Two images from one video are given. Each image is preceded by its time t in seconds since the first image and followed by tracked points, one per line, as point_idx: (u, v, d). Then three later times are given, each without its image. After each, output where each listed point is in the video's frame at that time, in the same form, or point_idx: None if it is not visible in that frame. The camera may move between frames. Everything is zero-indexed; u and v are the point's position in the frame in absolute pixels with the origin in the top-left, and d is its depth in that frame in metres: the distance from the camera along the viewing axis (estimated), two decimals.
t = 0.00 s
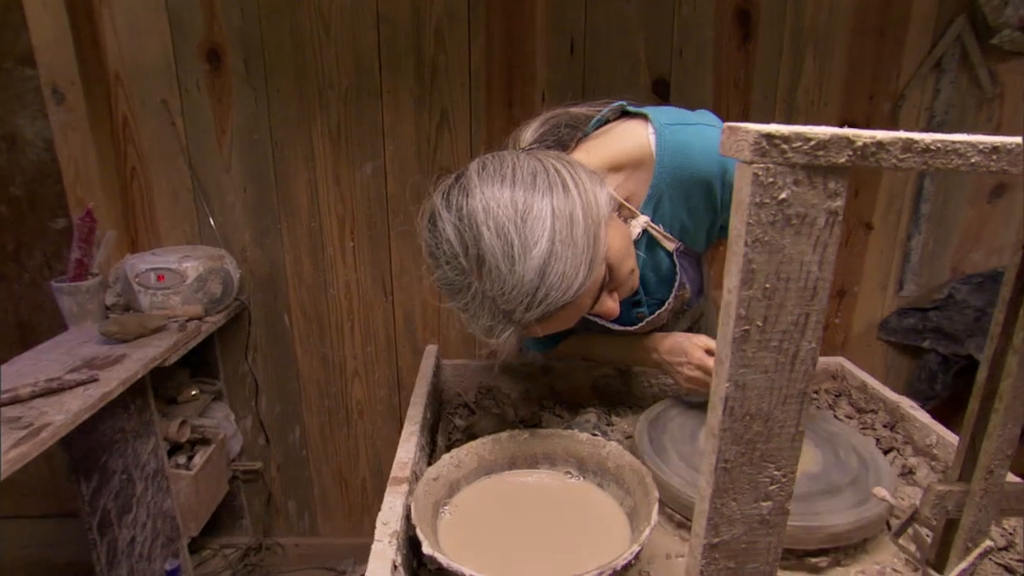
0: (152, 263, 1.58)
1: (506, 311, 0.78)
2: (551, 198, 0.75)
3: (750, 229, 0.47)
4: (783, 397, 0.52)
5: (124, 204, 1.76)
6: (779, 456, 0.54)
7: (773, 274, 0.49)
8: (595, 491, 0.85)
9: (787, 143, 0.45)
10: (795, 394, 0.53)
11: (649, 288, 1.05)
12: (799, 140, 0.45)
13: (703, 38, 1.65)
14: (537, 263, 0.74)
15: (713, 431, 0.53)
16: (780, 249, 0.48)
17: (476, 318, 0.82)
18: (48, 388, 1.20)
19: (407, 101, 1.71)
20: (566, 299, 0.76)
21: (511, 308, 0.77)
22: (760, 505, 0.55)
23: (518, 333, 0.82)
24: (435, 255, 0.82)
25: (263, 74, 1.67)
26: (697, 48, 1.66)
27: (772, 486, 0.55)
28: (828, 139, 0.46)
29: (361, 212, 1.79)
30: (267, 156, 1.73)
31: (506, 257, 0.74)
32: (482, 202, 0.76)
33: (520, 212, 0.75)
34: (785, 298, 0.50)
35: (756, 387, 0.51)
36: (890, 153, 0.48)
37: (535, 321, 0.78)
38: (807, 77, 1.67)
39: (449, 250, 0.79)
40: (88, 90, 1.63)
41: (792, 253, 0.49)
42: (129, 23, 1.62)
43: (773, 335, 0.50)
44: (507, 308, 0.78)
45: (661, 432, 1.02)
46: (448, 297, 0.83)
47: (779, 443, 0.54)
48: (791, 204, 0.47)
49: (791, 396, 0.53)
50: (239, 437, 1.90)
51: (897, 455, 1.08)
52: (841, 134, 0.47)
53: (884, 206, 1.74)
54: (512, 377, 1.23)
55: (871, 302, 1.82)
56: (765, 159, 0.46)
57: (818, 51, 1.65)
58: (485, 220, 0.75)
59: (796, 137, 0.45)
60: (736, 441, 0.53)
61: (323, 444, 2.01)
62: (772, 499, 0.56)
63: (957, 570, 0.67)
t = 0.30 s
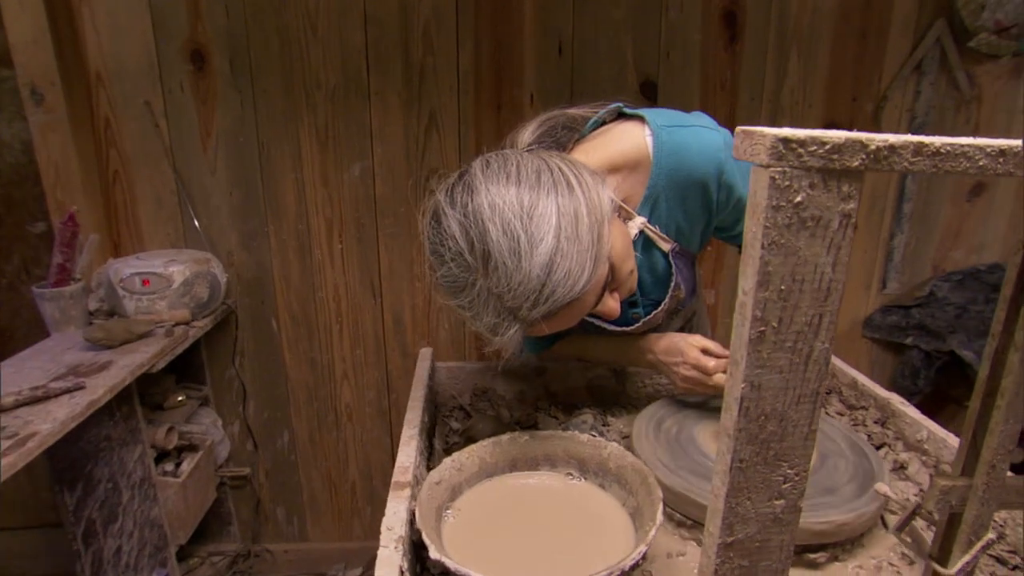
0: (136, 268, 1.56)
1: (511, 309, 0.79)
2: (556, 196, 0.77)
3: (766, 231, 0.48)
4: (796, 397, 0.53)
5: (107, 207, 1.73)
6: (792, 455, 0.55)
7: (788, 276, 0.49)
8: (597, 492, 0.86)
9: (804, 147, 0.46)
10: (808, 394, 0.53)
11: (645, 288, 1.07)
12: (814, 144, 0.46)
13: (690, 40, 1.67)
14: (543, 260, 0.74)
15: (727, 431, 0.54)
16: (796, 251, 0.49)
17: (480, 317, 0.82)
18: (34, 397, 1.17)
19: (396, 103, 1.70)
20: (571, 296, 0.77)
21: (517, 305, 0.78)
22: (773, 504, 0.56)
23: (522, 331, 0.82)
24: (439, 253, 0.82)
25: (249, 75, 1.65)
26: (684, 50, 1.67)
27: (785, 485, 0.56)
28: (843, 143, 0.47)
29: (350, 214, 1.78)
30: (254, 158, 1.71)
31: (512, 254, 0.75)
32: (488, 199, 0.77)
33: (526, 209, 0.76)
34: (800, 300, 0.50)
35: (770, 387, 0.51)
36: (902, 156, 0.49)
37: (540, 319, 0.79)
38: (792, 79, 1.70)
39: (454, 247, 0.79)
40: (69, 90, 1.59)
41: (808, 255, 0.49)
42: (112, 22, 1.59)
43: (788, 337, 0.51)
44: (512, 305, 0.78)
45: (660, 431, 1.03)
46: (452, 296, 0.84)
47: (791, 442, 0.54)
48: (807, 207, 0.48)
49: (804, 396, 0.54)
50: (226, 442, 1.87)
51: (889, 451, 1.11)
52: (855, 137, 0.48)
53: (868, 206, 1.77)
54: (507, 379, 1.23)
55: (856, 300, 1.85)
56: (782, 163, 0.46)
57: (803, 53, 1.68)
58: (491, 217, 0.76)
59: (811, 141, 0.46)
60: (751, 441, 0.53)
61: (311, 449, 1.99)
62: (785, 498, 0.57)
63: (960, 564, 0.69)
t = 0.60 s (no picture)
0: (120, 272, 1.53)
1: (505, 312, 0.79)
2: (549, 200, 0.77)
3: (769, 232, 0.48)
4: (798, 396, 0.54)
5: (88, 209, 1.70)
6: (794, 453, 0.55)
7: (790, 276, 0.50)
8: (593, 493, 0.86)
9: (805, 149, 0.46)
10: (809, 393, 0.54)
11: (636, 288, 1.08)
12: (816, 146, 0.46)
13: (675, 41, 1.68)
14: (537, 265, 0.75)
15: (730, 431, 0.54)
16: (798, 252, 0.49)
17: (474, 321, 0.82)
18: (16, 406, 1.12)
19: (382, 104, 1.69)
20: (566, 300, 0.77)
21: (511, 309, 0.78)
22: (775, 502, 0.56)
23: (516, 335, 0.82)
24: (432, 257, 0.82)
25: (233, 76, 1.63)
26: (670, 51, 1.68)
27: (787, 483, 0.57)
28: (844, 145, 0.47)
29: (336, 217, 1.76)
30: (238, 159, 1.69)
31: (506, 258, 0.75)
32: (481, 204, 0.77)
33: (519, 213, 0.76)
34: (802, 300, 0.51)
35: (772, 387, 0.52)
36: (900, 158, 0.49)
37: (534, 323, 0.79)
38: (776, 80, 1.72)
39: (447, 252, 0.79)
40: (47, 91, 1.56)
41: (809, 255, 0.50)
42: (91, 22, 1.57)
43: (790, 337, 0.51)
44: (506, 309, 0.78)
45: (653, 431, 1.04)
46: (445, 301, 0.83)
47: (793, 441, 0.55)
48: (808, 208, 0.48)
49: (805, 395, 0.54)
50: (212, 448, 1.85)
51: (878, 448, 1.13)
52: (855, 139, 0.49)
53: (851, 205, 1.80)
54: (498, 381, 1.23)
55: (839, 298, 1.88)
56: (784, 164, 0.47)
57: (786, 54, 1.70)
58: (485, 221, 0.76)
59: (813, 144, 0.46)
60: (753, 441, 0.54)
61: (299, 454, 1.97)
62: (787, 496, 0.57)
63: (955, 558, 0.71)
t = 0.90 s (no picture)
0: (101, 277, 1.51)
1: (501, 313, 0.78)
2: (544, 199, 0.77)
3: (776, 233, 0.49)
4: (803, 395, 0.54)
5: (66, 213, 1.66)
6: (800, 452, 0.56)
7: (797, 276, 0.50)
8: (590, 493, 0.86)
9: (811, 151, 0.47)
10: (814, 391, 0.54)
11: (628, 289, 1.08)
12: (822, 148, 0.47)
13: (660, 42, 1.69)
14: (533, 265, 0.74)
15: (737, 430, 0.55)
16: (805, 252, 0.50)
17: (469, 321, 0.82)
18: None
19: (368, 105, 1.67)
20: (562, 300, 0.77)
21: (507, 309, 0.77)
22: (782, 500, 0.57)
23: (512, 336, 0.82)
24: (427, 257, 0.81)
25: (215, 77, 1.60)
26: (655, 52, 1.69)
27: (792, 481, 0.57)
28: (849, 146, 0.48)
29: (321, 219, 1.75)
30: (221, 162, 1.66)
31: (502, 258, 0.75)
32: (477, 204, 0.76)
33: (514, 213, 0.76)
34: (807, 300, 0.51)
35: (778, 387, 0.53)
36: (903, 159, 0.51)
37: (530, 323, 0.79)
38: (759, 80, 1.74)
39: (442, 252, 0.79)
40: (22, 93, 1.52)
41: (815, 255, 0.50)
42: (68, 22, 1.53)
43: (796, 337, 0.52)
44: (502, 309, 0.78)
45: (646, 430, 1.04)
46: (440, 302, 0.83)
47: (798, 439, 0.56)
48: (814, 209, 0.49)
49: (809, 394, 0.55)
50: (197, 455, 1.82)
51: (867, 443, 1.15)
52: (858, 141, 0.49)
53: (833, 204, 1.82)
54: (489, 382, 1.22)
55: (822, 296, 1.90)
56: (791, 166, 0.47)
57: (769, 55, 1.72)
58: (480, 221, 0.75)
59: (819, 145, 0.47)
60: (760, 440, 0.54)
61: (286, 459, 1.95)
62: (792, 494, 0.58)
63: (952, 551, 0.72)
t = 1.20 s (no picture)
0: (77, 283, 1.46)
1: (499, 311, 0.78)
2: (540, 197, 0.77)
3: (785, 233, 0.49)
4: (810, 392, 0.55)
5: (40, 216, 1.62)
6: (806, 449, 0.57)
7: (804, 276, 0.51)
8: (587, 494, 0.86)
9: (818, 152, 0.47)
10: (821, 389, 0.55)
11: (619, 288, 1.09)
12: (830, 149, 0.47)
13: (643, 43, 1.70)
14: (531, 262, 0.74)
15: (745, 429, 0.55)
16: (812, 251, 0.50)
17: (467, 321, 0.81)
18: None
19: (351, 106, 1.66)
20: (560, 298, 0.77)
21: (506, 308, 0.77)
22: (789, 497, 0.58)
23: (509, 334, 0.82)
24: (423, 257, 0.80)
25: (194, 77, 1.57)
26: (638, 52, 1.70)
27: (799, 478, 0.58)
28: (855, 147, 0.48)
29: (305, 221, 1.73)
30: (202, 163, 1.63)
31: (500, 256, 0.75)
32: (473, 203, 0.76)
33: (511, 211, 0.76)
34: (813, 298, 0.52)
35: (786, 385, 0.53)
36: (907, 160, 0.51)
37: (528, 321, 0.79)
38: (741, 80, 1.76)
39: (438, 252, 0.78)
40: None
41: (822, 255, 0.51)
42: (41, 21, 1.49)
43: (803, 335, 0.53)
44: (500, 307, 0.77)
45: (639, 431, 1.05)
46: (436, 302, 0.82)
47: (804, 436, 0.56)
48: (822, 209, 0.49)
49: (816, 391, 0.55)
50: (180, 462, 1.78)
51: (856, 437, 1.17)
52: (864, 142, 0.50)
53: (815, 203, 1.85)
54: (480, 384, 1.22)
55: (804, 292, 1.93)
56: (799, 167, 0.47)
57: (751, 55, 1.74)
58: (478, 219, 0.75)
59: (826, 146, 0.47)
60: (767, 438, 0.55)
61: (271, 464, 1.93)
62: (799, 491, 0.58)
63: (950, 542, 0.75)
